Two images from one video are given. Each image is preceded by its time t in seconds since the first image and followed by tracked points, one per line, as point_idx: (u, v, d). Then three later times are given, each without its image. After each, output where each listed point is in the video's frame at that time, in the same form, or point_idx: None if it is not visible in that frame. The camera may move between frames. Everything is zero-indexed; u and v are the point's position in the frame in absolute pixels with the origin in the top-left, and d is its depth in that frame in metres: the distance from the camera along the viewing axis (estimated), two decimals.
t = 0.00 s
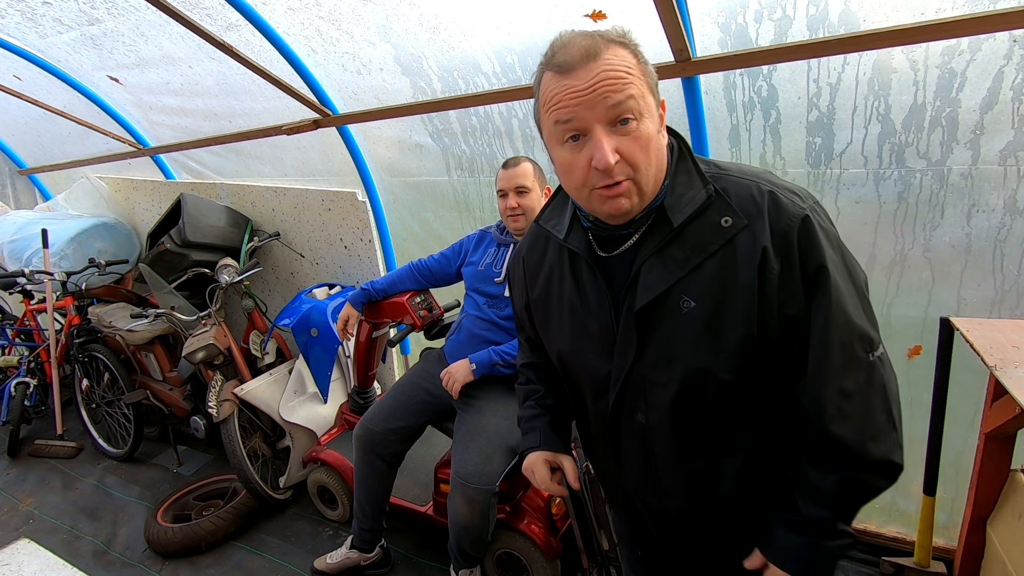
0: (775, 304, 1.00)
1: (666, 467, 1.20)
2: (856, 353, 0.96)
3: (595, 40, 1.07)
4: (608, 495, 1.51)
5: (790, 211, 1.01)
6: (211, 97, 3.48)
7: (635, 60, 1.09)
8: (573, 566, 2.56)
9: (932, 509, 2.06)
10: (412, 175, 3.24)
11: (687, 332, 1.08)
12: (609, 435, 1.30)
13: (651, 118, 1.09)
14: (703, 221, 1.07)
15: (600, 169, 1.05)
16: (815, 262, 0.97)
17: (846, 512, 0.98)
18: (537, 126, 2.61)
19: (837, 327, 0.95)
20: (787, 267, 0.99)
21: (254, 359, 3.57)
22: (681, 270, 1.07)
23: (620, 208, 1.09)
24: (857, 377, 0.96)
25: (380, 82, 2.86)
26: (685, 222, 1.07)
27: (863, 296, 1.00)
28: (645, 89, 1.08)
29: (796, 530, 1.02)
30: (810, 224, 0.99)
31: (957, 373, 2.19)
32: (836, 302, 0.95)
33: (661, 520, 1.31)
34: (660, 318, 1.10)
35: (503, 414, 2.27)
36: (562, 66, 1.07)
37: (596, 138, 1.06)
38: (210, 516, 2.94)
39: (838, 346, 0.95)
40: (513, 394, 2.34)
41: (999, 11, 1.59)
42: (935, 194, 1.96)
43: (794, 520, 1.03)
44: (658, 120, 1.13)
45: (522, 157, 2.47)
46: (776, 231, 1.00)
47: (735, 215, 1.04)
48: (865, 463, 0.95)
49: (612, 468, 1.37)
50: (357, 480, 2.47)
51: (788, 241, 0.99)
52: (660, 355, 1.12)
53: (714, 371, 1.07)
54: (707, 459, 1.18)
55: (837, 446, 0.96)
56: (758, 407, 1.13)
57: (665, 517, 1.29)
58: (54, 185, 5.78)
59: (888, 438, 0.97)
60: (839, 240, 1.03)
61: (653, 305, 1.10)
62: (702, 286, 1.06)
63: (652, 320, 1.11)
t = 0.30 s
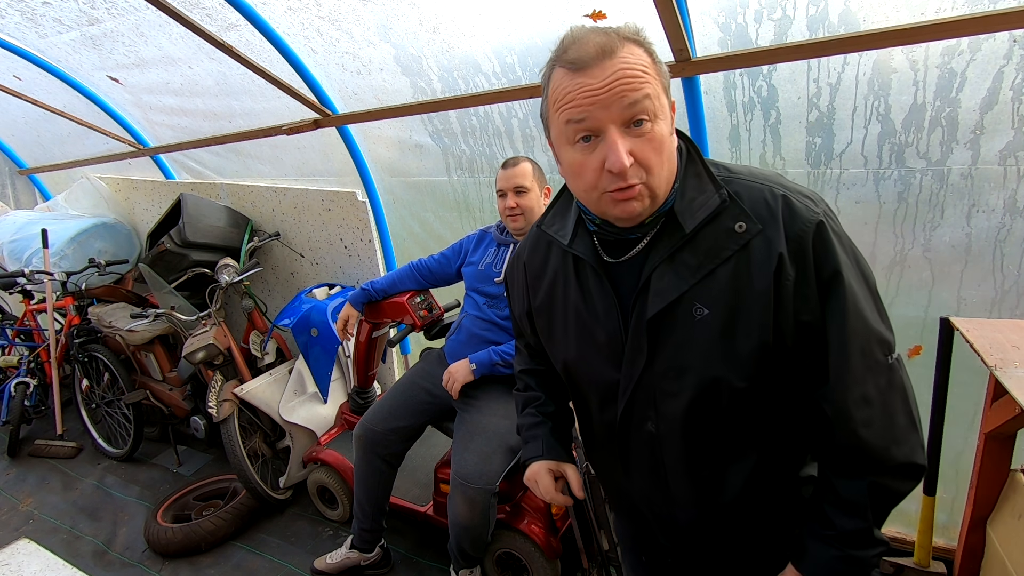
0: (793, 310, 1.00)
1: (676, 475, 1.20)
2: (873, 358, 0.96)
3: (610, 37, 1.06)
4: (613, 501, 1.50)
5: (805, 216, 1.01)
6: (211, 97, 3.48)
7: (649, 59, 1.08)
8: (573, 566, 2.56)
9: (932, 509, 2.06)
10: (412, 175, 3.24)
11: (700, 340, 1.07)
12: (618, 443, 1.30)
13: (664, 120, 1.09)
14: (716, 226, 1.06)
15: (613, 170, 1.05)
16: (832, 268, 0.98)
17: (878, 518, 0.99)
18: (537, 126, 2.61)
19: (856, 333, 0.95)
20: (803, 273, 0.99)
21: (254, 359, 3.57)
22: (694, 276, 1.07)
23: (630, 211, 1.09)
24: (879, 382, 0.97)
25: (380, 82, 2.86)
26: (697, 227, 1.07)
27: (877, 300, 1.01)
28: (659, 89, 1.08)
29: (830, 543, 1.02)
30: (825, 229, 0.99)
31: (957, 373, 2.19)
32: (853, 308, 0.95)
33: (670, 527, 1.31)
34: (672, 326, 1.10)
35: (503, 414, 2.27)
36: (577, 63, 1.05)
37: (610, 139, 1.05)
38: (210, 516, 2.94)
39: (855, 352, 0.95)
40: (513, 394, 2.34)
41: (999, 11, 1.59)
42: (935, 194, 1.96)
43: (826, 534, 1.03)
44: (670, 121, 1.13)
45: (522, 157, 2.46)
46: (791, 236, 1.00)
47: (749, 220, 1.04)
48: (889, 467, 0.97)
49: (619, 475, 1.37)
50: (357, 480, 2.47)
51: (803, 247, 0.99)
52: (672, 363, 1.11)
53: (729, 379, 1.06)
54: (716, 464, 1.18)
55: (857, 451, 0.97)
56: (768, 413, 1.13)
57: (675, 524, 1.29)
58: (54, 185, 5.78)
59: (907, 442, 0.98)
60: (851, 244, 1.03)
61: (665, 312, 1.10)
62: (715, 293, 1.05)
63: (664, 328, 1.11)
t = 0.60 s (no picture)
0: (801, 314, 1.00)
1: (683, 481, 1.20)
2: (882, 361, 0.96)
3: (619, 36, 1.06)
4: (616, 506, 1.50)
5: (815, 219, 1.01)
6: (211, 97, 3.48)
7: (657, 58, 1.08)
8: (573, 566, 2.56)
9: (932, 509, 2.06)
10: (412, 175, 3.24)
11: (710, 345, 1.07)
12: (623, 448, 1.29)
13: (672, 120, 1.09)
14: (724, 230, 1.06)
15: (620, 169, 1.04)
16: (841, 271, 0.98)
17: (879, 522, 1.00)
18: (537, 126, 2.61)
19: (865, 337, 0.95)
20: (813, 276, 0.99)
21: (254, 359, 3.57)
22: (702, 281, 1.07)
23: (636, 212, 1.08)
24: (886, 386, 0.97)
25: (380, 82, 2.86)
26: (705, 231, 1.07)
27: (885, 302, 1.01)
28: (667, 89, 1.08)
29: (831, 546, 1.02)
30: (835, 232, 0.99)
31: (957, 373, 2.19)
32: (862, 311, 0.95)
33: (676, 533, 1.31)
34: (681, 330, 1.10)
35: (503, 414, 2.27)
36: (585, 60, 1.05)
37: (618, 137, 1.05)
38: (210, 516, 2.94)
39: (864, 355, 0.95)
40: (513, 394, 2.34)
41: (999, 11, 1.59)
42: (935, 193, 1.96)
43: (828, 536, 1.03)
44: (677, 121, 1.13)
45: (522, 157, 2.47)
46: (801, 239, 1.00)
47: (759, 223, 1.04)
48: (894, 471, 0.97)
49: (624, 481, 1.37)
50: (357, 480, 2.47)
51: (813, 250, 0.99)
52: (680, 368, 1.11)
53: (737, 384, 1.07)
54: (721, 468, 1.18)
55: (866, 455, 0.97)
56: (775, 417, 1.13)
57: (681, 530, 1.29)
58: (54, 185, 5.78)
59: (913, 445, 0.98)
60: (860, 247, 1.03)
61: (673, 317, 1.10)
62: (724, 298, 1.05)
63: (673, 332, 1.11)
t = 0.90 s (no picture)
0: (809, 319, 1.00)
1: (688, 485, 1.20)
2: (889, 367, 0.96)
3: (623, 37, 1.06)
4: (619, 509, 1.50)
5: (823, 223, 1.01)
6: (211, 97, 3.48)
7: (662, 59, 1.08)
8: (573, 566, 2.56)
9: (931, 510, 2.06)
10: (412, 175, 3.24)
11: (716, 349, 1.07)
12: (628, 453, 1.29)
13: (677, 121, 1.08)
14: (732, 233, 1.06)
15: (625, 171, 1.04)
16: (848, 275, 0.98)
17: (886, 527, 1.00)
18: (537, 126, 2.61)
19: (872, 342, 0.95)
20: (820, 280, 0.99)
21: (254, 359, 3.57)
22: (709, 285, 1.07)
23: (640, 214, 1.08)
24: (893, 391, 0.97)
25: (380, 82, 2.86)
26: (712, 235, 1.07)
27: (892, 306, 1.01)
28: (672, 89, 1.08)
29: (836, 550, 1.02)
30: (843, 237, 0.99)
31: (957, 373, 2.19)
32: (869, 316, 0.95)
33: (681, 536, 1.31)
34: (687, 335, 1.10)
35: (503, 414, 2.27)
36: (589, 61, 1.05)
37: (622, 139, 1.04)
38: (210, 516, 2.94)
39: (873, 361, 0.95)
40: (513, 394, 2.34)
41: (999, 11, 1.59)
42: (935, 194, 1.96)
43: (832, 540, 1.03)
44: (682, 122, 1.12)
45: (522, 157, 2.47)
46: (810, 243, 1.00)
47: (767, 227, 1.04)
48: (899, 476, 0.97)
49: (629, 485, 1.36)
50: (357, 480, 2.47)
51: (822, 255, 0.99)
52: (687, 373, 1.11)
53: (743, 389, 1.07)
54: (727, 472, 1.18)
55: (871, 460, 0.97)
56: (781, 421, 1.13)
57: (686, 534, 1.29)
58: (54, 185, 5.78)
59: (919, 451, 0.98)
60: (868, 252, 1.03)
61: (680, 322, 1.09)
62: (731, 302, 1.05)
63: (680, 337, 1.10)
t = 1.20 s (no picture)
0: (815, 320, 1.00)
1: (693, 487, 1.20)
2: (895, 369, 0.96)
3: (626, 38, 1.06)
4: (621, 510, 1.50)
5: (829, 225, 1.00)
6: (211, 97, 3.48)
7: (666, 60, 1.08)
8: (573, 566, 2.56)
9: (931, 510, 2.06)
10: (412, 175, 3.24)
11: (722, 351, 1.07)
12: (633, 454, 1.29)
13: (681, 122, 1.08)
14: (738, 234, 1.06)
15: (630, 173, 1.04)
16: (854, 277, 0.98)
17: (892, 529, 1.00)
18: (537, 126, 2.61)
19: (878, 343, 0.95)
20: (827, 281, 0.99)
21: (254, 359, 3.57)
22: (715, 287, 1.06)
23: (644, 216, 1.08)
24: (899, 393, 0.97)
25: (380, 82, 2.86)
26: (717, 236, 1.07)
27: (897, 307, 1.01)
28: (676, 90, 1.08)
29: (842, 551, 1.03)
30: (850, 238, 0.99)
31: (957, 373, 2.19)
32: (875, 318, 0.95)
33: (684, 538, 1.31)
34: (692, 336, 1.10)
35: (503, 414, 2.27)
36: (594, 63, 1.05)
37: (627, 141, 1.04)
38: (210, 516, 2.94)
39: (879, 363, 0.95)
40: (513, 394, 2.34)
41: (999, 11, 1.59)
42: (935, 194, 1.96)
43: (838, 542, 1.04)
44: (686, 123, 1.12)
45: (522, 157, 2.47)
46: (816, 244, 1.00)
47: (773, 228, 1.04)
48: (905, 478, 0.97)
49: (632, 487, 1.36)
50: (357, 480, 2.47)
51: (828, 256, 0.99)
52: (692, 375, 1.11)
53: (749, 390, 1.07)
54: (731, 473, 1.18)
55: (877, 461, 0.97)
56: (786, 422, 1.13)
57: (691, 536, 1.29)
58: (54, 185, 5.78)
59: (925, 452, 0.98)
60: (873, 253, 1.03)
61: (686, 324, 1.09)
62: (737, 303, 1.05)
63: (685, 338, 1.10)
